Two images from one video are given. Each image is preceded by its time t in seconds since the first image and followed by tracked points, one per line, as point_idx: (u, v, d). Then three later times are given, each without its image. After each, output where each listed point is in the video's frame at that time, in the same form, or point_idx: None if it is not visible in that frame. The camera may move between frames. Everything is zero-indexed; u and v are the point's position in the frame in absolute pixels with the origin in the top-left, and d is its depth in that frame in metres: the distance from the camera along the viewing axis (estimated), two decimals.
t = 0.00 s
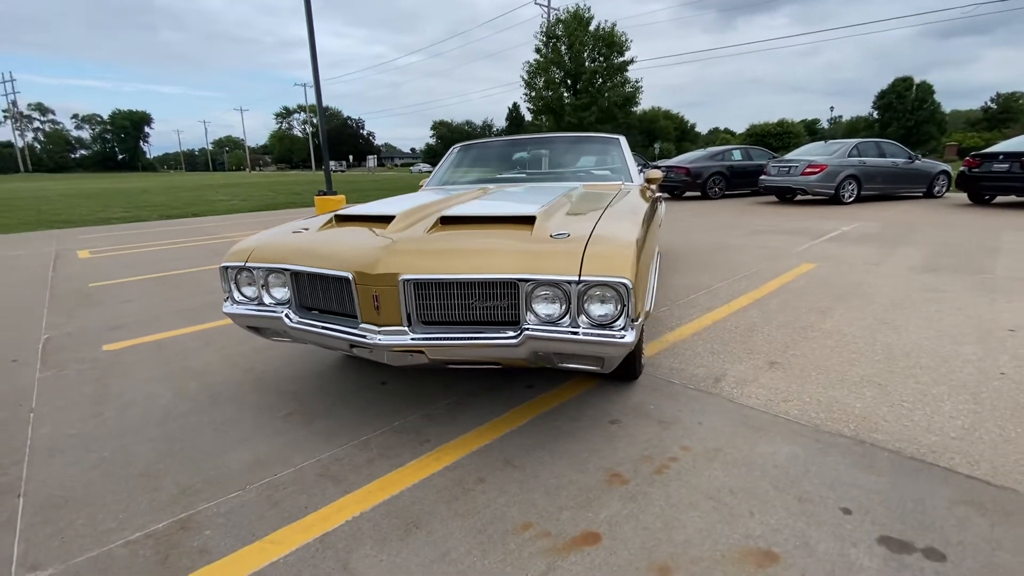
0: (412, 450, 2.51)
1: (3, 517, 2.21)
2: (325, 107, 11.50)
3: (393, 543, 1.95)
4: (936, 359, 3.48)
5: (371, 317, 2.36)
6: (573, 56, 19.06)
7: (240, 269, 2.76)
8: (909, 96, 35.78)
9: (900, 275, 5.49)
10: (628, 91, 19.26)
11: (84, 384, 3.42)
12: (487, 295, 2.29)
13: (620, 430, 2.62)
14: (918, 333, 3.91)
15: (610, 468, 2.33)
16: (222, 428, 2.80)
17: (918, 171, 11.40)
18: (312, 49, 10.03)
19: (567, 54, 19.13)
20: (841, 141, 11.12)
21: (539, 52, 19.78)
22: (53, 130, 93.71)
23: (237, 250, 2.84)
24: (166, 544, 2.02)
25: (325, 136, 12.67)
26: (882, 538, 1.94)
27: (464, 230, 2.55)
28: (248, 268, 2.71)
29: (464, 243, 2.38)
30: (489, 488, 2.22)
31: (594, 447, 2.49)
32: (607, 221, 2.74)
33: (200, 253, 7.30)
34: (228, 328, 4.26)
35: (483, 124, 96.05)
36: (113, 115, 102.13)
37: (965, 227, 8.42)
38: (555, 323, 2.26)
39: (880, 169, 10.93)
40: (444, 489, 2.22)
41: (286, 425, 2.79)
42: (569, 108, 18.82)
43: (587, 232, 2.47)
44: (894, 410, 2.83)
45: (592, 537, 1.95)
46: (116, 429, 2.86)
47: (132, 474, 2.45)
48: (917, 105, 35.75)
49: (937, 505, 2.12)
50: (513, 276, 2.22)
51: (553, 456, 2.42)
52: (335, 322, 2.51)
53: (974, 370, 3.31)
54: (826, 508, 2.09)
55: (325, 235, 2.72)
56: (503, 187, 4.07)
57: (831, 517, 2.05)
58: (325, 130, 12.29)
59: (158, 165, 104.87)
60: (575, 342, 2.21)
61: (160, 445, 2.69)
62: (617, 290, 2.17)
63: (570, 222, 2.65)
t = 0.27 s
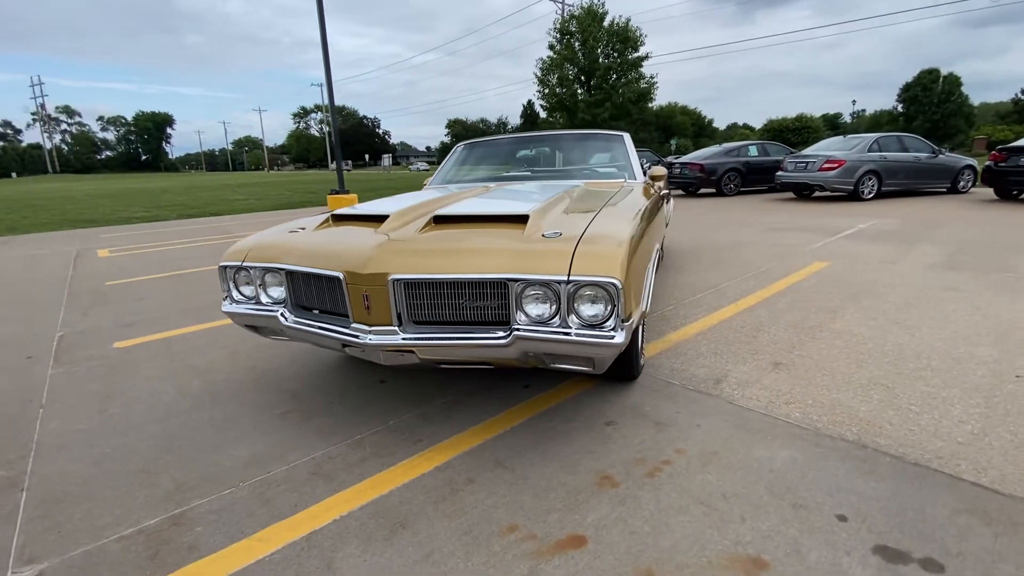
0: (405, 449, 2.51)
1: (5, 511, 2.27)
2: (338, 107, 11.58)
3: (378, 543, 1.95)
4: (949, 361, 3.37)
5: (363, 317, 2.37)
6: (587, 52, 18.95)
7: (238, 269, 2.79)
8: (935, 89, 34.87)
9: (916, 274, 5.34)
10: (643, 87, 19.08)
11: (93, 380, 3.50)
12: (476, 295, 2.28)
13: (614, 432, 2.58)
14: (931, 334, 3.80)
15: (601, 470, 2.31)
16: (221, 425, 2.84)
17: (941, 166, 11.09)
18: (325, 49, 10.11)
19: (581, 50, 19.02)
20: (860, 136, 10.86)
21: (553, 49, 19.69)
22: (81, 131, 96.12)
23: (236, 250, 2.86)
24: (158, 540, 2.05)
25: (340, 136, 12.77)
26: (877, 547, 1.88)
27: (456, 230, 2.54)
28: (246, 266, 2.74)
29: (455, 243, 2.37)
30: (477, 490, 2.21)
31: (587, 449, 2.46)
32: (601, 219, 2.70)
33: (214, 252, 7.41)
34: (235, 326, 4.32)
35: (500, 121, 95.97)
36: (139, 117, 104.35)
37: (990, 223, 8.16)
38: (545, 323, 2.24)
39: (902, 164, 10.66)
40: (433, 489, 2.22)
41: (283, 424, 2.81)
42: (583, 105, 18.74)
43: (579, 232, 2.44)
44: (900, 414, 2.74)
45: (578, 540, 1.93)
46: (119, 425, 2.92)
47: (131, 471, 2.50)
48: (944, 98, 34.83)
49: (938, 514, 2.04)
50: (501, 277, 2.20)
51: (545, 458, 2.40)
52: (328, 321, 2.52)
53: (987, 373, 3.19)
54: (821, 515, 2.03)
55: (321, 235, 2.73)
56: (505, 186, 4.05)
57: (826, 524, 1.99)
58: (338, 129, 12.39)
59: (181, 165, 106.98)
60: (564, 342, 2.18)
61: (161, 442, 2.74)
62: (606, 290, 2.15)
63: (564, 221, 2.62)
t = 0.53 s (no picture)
0: (396, 451, 2.51)
1: (6, 507, 2.33)
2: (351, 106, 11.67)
3: (361, 546, 1.95)
4: (962, 365, 3.25)
5: (352, 318, 2.37)
6: (602, 48, 18.83)
7: (235, 270, 2.81)
8: (964, 81, 33.91)
9: (934, 273, 5.18)
10: (658, 82, 18.91)
11: (101, 378, 3.57)
12: (464, 297, 2.26)
13: (607, 436, 2.55)
14: (945, 337, 3.67)
15: (591, 475, 2.27)
16: (219, 424, 2.87)
17: (967, 161, 10.75)
18: (337, 49, 10.19)
19: (596, 47, 18.90)
20: (882, 130, 10.58)
21: (568, 45, 19.56)
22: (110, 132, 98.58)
23: (233, 251, 2.88)
24: (148, 539, 2.08)
25: (354, 135, 12.87)
26: (871, 560, 1.81)
27: (447, 231, 2.52)
28: (242, 268, 2.76)
29: (444, 245, 2.35)
30: (464, 493, 2.19)
31: (578, 453, 2.43)
32: (596, 220, 2.66)
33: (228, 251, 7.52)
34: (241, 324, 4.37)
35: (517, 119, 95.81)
36: (164, 117, 106.48)
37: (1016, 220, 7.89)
38: (533, 326, 2.21)
39: (925, 159, 10.37)
40: (421, 492, 2.21)
41: (279, 423, 2.84)
42: (597, 101, 18.68)
43: (570, 233, 2.41)
44: (906, 420, 2.65)
45: (561, 547, 1.90)
46: (122, 423, 2.97)
47: (129, 469, 2.54)
48: (973, 90, 33.84)
49: (938, 526, 1.95)
50: (489, 279, 2.18)
51: (535, 461, 2.37)
52: (320, 323, 2.53)
53: (1002, 378, 3.07)
54: (814, 525, 1.97)
55: (315, 236, 2.74)
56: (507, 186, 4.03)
57: (818, 535, 1.92)
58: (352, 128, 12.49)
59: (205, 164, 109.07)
60: (552, 345, 2.15)
61: (159, 440, 2.78)
62: (593, 293, 2.11)
63: (556, 222, 2.59)
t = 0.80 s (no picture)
0: (391, 453, 2.53)
1: (15, 501, 2.40)
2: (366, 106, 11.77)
3: (349, 548, 1.97)
4: (974, 370, 3.16)
5: (347, 321, 2.39)
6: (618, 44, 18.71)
7: (236, 272, 2.85)
8: (994, 73, 32.94)
9: (952, 274, 5.04)
10: (675, 78, 18.75)
11: (113, 376, 3.66)
12: (456, 301, 2.27)
13: (602, 440, 2.53)
14: (959, 340, 3.57)
15: (583, 480, 2.26)
16: (222, 423, 2.92)
17: (994, 157, 10.43)
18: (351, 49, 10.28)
19: (612, 43, 18.77)
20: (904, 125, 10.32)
21: (583, 41, 19.41)
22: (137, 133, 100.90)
23: (235, 254, 2.93)
24: (146, 536, 2.13)
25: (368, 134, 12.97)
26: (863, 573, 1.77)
27: (442, 235, 2.53)
28: (243, 270, 2.80)
29: (437, 249, 2.36)
30: (455, 496, 2.20)
31: (572, 457, 2.42)
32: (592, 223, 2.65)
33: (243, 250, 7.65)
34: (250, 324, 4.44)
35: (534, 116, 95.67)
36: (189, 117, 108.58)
37: None
38: (524, 330, 2.20)
39: (950, 155, 10.09)
40: (412, 495, 2.23)
41: (279, 423, 2.88)
42: (611, 98, 18.64)
43: (563, 237, 2.40)
44: (911, 428, 2.59)
45: (547, 553, 1.90)
46: (129, 421, 3.04)
47: (133, 466, 2.60)
48: (1004, 82, 32.84)
49: (936, 539, 1.90)
50: (479, 283, 2.18)
51: (528, 465, 2.37)
52: (317, 325, 2.56)
53: (1015, 384, 2.98)
54: (807, 535, 1.93)
55: (314, 239, 2.77)
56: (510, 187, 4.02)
57: (810, 546, 1.88)
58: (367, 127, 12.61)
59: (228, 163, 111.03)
60: (542, 350, 2.15)
61: (164, 438, 2.84)
62: (584, 297, 2.10)
63: (552, 225, 2.58)
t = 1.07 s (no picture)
0: (388, 452, 2.56)
1: (29, 494, 2.50)
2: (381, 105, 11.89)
3: (341, 545, 2.01)
4: (984, 374, 3.09)
5: (344, 323, 2.43)
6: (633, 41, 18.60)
7: (240, 274, 2.92)
8: None
9: (970, 274, 4.92)
10: (691, 74, 18.60)
11: (128, 373, 3.77)
12: (450, 304, 2.29)
13: (597, 442, 2.54)
14: (972, 344, 3.49)
15: (576, 482, 2.27)
16: (228, 420, 3.00)
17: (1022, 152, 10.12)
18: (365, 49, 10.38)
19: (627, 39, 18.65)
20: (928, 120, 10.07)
21: (598, 37, 19.28)
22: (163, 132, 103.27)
23: (240, 256, 2.99)
24: (149, 530, 2.20)
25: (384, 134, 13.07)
26: None
27: (439, 238, 2.56)
28: (247, 272, 2.86)
29: (433, 252, 2.39)
30: (448, 496, 2.23)
31: (566, 459, 2.43)
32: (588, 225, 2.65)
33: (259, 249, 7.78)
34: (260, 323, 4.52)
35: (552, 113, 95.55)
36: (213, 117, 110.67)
37: None
38: (516, 333, 2.22)
39: (975, 150, 9.81)
40: (406, 494, 2.26)
41: (282, 421, 2.94)
42: (626, 95, 18.59)
43: (557, 239, 2.40)
44: (913, 433, 2.54)
45: (534, 554, 1.91)
46: (140, 417, 3.13)
47: (140, 462, 2.68)
48: None
49: (930, 548, 1.87)
50: (471, 285, 2.20)
51: (522, 466, 2.39)
52: (317, 326, 2.61)
53: None
54: (797, 542, 1.92)
55: (315, 241, 2.82)
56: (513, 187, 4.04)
57: (800, 553, 1.87)
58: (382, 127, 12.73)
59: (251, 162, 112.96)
60: (534, 353, 2.16)
61: (172, 434, 2.92)
62: (574, 301, 2.11)
63: (548, 227, 2.59)
